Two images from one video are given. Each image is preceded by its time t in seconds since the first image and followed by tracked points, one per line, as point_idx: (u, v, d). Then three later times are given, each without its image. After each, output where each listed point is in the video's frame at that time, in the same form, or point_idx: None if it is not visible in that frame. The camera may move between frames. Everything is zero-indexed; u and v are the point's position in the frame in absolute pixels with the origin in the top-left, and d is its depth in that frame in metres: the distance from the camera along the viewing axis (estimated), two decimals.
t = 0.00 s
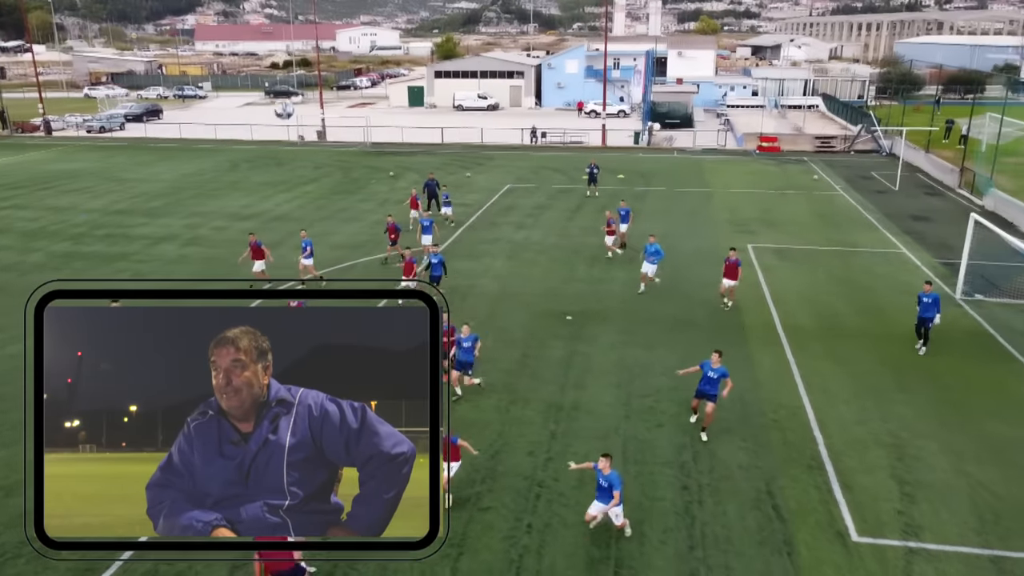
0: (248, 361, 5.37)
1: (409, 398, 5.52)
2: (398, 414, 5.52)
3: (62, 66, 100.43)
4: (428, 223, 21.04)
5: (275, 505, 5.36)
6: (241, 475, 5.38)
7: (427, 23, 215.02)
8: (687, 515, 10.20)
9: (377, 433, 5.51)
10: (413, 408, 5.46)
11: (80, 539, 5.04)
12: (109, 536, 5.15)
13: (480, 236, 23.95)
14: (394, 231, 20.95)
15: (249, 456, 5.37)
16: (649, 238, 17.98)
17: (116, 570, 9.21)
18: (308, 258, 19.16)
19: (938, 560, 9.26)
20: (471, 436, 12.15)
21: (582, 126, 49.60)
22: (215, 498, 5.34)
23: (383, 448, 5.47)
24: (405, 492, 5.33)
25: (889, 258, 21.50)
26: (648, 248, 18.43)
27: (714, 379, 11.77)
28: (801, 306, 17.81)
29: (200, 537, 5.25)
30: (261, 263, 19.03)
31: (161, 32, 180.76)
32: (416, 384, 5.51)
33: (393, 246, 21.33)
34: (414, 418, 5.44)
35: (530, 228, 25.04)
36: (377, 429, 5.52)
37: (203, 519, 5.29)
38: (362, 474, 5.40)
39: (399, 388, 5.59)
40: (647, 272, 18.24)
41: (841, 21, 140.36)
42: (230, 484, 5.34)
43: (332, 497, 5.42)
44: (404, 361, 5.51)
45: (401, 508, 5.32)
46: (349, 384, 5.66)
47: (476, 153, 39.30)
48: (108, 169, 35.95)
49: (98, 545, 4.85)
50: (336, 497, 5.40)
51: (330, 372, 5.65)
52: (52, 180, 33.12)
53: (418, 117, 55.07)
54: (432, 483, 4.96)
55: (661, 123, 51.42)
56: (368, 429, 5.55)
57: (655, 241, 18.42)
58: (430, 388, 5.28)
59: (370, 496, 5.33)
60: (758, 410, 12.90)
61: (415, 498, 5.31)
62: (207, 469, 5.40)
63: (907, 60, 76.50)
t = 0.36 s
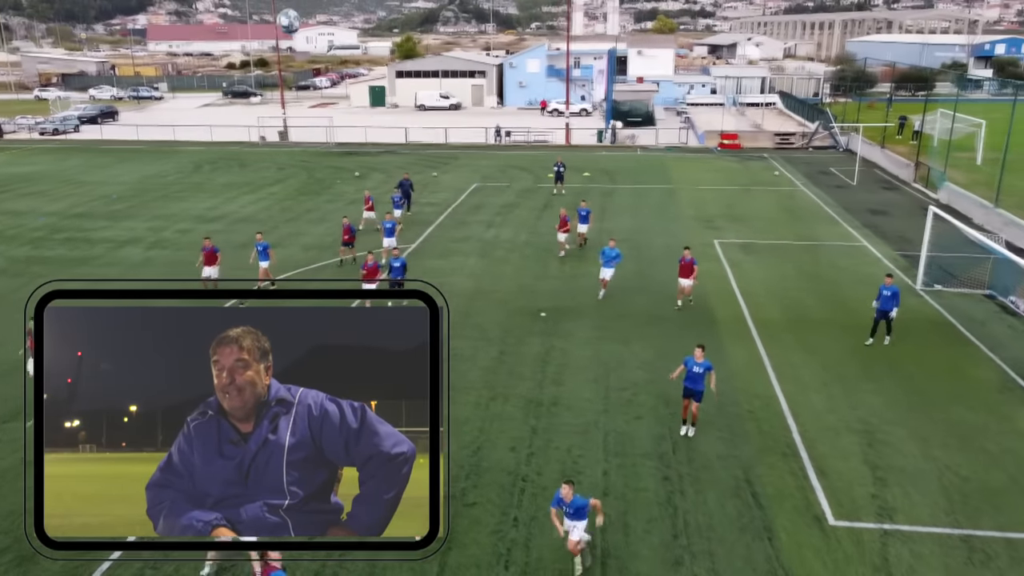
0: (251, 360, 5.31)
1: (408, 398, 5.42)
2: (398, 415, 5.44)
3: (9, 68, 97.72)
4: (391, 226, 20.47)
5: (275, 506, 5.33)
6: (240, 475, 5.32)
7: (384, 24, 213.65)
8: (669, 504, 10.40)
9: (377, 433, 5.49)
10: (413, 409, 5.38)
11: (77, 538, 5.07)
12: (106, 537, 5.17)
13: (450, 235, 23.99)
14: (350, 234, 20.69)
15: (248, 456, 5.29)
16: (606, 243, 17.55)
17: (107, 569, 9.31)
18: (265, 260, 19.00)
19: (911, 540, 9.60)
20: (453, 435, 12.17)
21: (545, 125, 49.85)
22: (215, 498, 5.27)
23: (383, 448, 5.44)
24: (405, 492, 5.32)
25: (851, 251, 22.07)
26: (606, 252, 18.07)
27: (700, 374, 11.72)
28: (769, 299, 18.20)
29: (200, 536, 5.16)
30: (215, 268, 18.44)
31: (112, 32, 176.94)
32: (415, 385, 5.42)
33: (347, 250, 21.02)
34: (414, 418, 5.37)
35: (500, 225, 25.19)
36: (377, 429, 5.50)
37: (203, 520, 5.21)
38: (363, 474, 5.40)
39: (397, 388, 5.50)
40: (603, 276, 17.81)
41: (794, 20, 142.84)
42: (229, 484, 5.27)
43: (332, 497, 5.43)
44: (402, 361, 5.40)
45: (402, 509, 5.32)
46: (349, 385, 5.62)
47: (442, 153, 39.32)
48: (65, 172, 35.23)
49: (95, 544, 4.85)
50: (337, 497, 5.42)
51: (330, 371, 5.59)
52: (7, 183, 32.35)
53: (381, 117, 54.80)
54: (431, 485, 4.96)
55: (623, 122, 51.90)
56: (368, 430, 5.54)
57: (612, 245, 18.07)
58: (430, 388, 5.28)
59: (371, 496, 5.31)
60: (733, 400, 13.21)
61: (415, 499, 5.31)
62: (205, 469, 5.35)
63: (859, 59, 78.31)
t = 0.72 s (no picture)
0: (258, 362, 5.31)
1: (409, 398, 5.39)
2: (398, 415, 5.38)
3: None
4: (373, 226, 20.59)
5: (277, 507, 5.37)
6: (242, 476, 5.35)
7: (361, 23, 212.44)
8: (666, 496, 10.55)
9: (381, 436, 5.34)
10: (414, 409, 5.34)
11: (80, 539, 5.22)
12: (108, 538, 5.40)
13: (437, 233, 24.08)
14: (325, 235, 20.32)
15: (252, 457, 5.29)
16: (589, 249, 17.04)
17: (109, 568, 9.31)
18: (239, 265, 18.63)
19: (906, 529, 9.80)
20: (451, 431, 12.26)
21: (528, 124, 49.92)
22: (217, 498, 5.39)
23: (386, 451, 5.31)
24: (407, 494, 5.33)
25: (833, 246, 22.44)
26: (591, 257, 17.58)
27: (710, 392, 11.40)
28: (756, 295, 18.46)
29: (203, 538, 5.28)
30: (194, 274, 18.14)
31: (83, 32, 174.55)
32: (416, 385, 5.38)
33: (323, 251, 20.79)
34: (415, 418, 5.33)
35: (486, 224, 25.31)
36: (380, 432, 5.35)
37: (204, 520, 5.37)
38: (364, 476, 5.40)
39: (398, 389, 5.44)
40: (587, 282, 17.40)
41: (770, 19, 144.01)
42: (231, 485, 5.33)
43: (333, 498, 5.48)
44: (405, 361, 5.34)
45: (403, 509, 5.33)
46: (347, 387, 5.53)
47: (425, 152, 39.30)
48: (43, 173, 34.82)
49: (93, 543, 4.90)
50: (337, 498, 5.44)
51: (330, 372, 5.52)
52: None
53: (362, 117, 54.55)
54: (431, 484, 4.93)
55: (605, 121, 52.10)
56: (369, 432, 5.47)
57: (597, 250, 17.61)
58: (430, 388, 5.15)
59: (372, 497, 5.29)
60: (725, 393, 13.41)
61: (416, 499, 5.29)
62: (209, 470, 5.41)
63: (835, 58, 79.12)
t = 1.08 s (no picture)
0: (259, 361, 5.09)
1: (408, 398, 5.10)
2: (398, 416, 5.10)
3: None
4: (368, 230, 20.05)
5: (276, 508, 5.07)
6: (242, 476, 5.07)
7: (346, 23, 212.06)
8: (672, 490, 10.67)
9: (381, 436, 5.08)
10: (413, 408, 5.05)
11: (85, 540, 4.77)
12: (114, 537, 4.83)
13: (432, 233, 24.12)
14: (313, 239, 19.58)
15: (252, 457, 5.01)
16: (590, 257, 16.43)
17: (118, 568, 9.27)
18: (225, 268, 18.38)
19: (909, 519, 9.98)
20: (456, 428, 12.32)
21: (517, 124, 50.02)
22: (217, 498, 5.08)
23: (387, 452, 5.06)
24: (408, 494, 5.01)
25: (825, 244, 22.65)
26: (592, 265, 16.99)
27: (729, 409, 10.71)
28: (751, 292, 18.61)
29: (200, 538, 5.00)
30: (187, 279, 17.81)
31: (65, 32, 173.39)
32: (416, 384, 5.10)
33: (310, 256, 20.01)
34: (415, 418, 5.04)
35: (481, 223, 25.34)
36: (380, 432, 5.09)
37: (203, 520, 5.05)
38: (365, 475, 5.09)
39: (398, 387, 5.16)
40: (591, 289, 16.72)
41: (754, 18, 145.18)
42: (230, 486, 5.05)
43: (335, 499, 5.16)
44: (405, 361, 5.07)
45: (404, 510, 4.96)
46: (346, 386, 5.26)
47: (416, 152, 39.32)
48: (31, 173, 34.58)
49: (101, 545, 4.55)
50: (337, 498, 5.13)
51: (330, 372, 5.26)
52: None
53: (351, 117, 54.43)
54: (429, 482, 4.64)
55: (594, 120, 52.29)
56: (369, 432, 5.14)
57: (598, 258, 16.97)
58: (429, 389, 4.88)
59: (373, 498, 4.98)
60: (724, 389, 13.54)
61: (415, 498, 4.90)
62: (208, 470, 5.14)
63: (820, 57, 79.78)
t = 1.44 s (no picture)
0: (255, 361, 5.18)
1: (409, 397, 5.32)
2: (398, 415, 5.35)
3: None
4: (372, 233, 19.80)
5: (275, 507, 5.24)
6: (242, 475, 5.22)
7: (338, 23, 211.64)
8: (685, 487, 10.73)
9: (381, 436, 5.34)
10: (414, 408, 5.28)
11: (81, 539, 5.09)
12: (114, 537, 5.14)
13: (433, 232, 24.17)
14: (312, 243, 19.21)
15: (251, 458, 5.15)
16: (611, 262, 15.67)
17: (135, 569, 9.28)
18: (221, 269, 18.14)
19: (919, 514, 10.08)
20: (468, 425, 12.36)
21: (513, 124, 50.05)
22: (217, 498, 5.25)
23: (386, 451, 5.33)
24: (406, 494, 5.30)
25: (825, 242, 22.81)
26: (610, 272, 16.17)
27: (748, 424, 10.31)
28: (754, 290, 18.75)
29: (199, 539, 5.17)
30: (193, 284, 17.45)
31: (56, 32, 172.33)
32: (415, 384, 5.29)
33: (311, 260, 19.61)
34: (415, 418, 5.27)
35: (483, 222, 25.39)
36: (380, 432, 5.35)
37: (203, 520, 5.22)
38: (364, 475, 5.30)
39: (397, 388, 5.36)
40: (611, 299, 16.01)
41: (746, 18, 145.78)
42: (231, 484, 5.21)
43: (333, 498, 5.37)
44: (404, 362, 5.21)
45: (403, 509, 5.30)
46: (346, 387, 5.42)
47: (414, 151, 39.31)
48: (28, 173, 34.40)
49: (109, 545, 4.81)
50: (337, 497, 5.36)
51: (330, 372, 5.39)
52: None
53: (347, 117, 54.26)
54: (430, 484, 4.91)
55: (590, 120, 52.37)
56: (368, 433, 5.41)
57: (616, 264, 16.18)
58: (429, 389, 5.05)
59: (371, 497, 5.24)
60: (733, 386, 13.63)
61: (415, 499, 5.27)
62: (209, 470, 5.29)
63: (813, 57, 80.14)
